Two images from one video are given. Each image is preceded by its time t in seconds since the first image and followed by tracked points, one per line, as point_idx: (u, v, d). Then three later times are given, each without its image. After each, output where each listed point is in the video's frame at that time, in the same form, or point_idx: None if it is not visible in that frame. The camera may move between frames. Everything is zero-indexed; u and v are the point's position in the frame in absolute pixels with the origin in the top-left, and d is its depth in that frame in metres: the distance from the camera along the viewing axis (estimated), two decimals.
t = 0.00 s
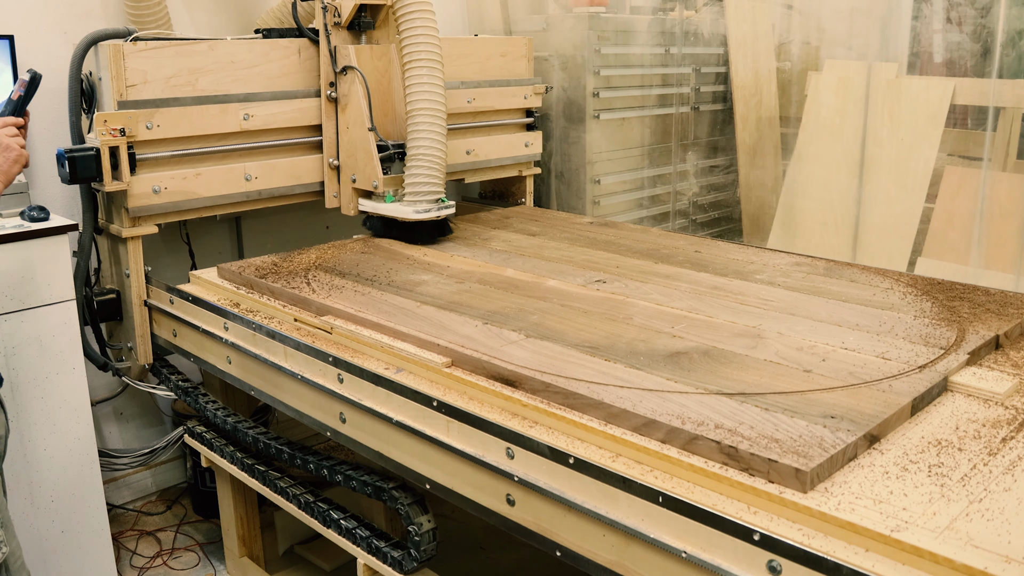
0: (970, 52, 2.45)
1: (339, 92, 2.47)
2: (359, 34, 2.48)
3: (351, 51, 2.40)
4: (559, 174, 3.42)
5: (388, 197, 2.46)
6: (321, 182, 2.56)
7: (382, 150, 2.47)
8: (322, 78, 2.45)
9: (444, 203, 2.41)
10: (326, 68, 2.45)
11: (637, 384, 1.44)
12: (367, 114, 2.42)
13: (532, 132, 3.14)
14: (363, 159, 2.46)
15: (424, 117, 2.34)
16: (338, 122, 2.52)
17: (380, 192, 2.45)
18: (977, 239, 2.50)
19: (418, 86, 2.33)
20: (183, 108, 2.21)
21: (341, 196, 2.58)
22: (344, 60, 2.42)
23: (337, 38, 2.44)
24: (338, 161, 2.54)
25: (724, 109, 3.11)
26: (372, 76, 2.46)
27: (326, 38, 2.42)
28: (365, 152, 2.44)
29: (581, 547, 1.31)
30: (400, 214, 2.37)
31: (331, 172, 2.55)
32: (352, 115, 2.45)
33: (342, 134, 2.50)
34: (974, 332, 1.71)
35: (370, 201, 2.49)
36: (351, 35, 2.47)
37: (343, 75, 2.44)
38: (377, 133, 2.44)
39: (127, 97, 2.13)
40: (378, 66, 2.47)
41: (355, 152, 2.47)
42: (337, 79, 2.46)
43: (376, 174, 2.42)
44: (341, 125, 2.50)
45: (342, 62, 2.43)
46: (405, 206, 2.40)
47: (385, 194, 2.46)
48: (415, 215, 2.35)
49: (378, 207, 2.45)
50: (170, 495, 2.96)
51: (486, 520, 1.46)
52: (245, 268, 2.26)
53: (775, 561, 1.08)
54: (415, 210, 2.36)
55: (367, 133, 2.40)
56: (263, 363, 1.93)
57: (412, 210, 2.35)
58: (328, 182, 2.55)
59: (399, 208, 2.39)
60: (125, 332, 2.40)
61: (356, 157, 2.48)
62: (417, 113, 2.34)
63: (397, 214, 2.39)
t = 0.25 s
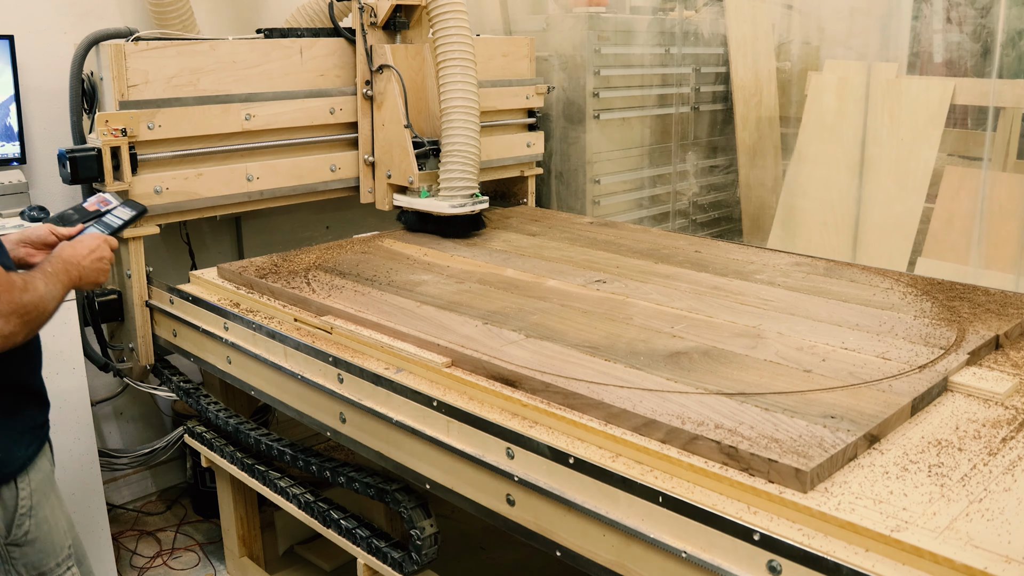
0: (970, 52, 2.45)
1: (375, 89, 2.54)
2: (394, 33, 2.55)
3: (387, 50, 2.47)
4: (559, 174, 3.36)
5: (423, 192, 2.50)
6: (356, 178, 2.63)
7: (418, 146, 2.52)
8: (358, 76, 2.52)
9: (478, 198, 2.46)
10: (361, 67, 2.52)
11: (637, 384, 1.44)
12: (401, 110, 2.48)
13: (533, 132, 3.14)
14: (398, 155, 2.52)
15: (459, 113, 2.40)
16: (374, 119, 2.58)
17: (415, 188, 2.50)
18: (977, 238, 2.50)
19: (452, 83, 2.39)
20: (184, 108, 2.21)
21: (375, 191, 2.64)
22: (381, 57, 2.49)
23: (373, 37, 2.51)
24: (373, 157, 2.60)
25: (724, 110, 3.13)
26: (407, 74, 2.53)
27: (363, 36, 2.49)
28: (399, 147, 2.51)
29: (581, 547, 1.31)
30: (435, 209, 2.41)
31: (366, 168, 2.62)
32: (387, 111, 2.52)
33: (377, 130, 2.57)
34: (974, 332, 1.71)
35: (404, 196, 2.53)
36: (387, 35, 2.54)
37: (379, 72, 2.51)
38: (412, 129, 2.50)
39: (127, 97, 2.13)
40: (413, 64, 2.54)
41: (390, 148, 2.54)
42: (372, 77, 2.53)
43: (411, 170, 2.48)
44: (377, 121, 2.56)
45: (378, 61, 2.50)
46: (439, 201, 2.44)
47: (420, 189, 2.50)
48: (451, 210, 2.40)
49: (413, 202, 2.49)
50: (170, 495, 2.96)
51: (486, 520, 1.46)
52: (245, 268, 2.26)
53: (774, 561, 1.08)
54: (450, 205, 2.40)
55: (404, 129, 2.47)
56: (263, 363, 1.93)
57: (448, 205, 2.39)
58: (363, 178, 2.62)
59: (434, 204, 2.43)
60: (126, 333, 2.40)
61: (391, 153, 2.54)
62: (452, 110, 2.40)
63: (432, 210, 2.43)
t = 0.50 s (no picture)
0: (970, 52, 2.45)
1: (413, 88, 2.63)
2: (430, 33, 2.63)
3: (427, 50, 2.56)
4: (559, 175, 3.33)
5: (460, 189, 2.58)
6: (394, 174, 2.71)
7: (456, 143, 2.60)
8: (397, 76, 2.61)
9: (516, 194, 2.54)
10: (400, 66, 2.60)
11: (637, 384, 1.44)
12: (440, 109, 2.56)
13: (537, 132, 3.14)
14: (437, 153, 2.60)
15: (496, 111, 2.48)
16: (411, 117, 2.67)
17: (454, 185, 2.58)
18: (977, 239, 2.50)
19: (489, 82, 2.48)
20: (190, 109, 2.21)
21: (413, 187, 2.73)
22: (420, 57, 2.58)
23: (411, 37, 2.60)
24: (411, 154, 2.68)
25: (724, 109, 3.12)
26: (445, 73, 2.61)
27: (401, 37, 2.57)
28: (438, 145, 2.59)
29: (581, 547, 1.31)
30: (474, 204, 2.49)
31: (404, 165, 2.70)
32: (426, 109, 2.60)
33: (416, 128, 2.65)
34: (974, 332, 1.71)
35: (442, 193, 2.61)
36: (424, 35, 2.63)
37: (417, 72, 2.60)
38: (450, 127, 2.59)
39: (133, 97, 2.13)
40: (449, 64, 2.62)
41: (429, 146, 2.62)
42: (410, 76, 2.61)
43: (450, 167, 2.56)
44: (415, 119, 2.65)
45: (417, 59, 2.58)
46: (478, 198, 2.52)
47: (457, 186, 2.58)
48: (490, 205, 2.47)
49: (451, 198, 2.57)
50: (169, 495, 2.96)
51: (486, 520, 1.46)
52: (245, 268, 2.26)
53: (775, 561, 1.08)
54: (490, 201, 2.48)
55: (443, 127, 2.55)
56: (263, 363, 1.93)
57: (487, 201, 2.46)
58: (401, 175, 2.70)
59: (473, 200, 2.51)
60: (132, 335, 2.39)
61: (430, 150, 2.62)
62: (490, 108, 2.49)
63: (471, 206, 2.51)
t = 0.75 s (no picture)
0: (970, 52, 2.45)
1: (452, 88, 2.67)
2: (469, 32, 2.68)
3: (468, 50, 2.60)
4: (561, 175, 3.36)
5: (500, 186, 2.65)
6: (432, 173, 2.77)
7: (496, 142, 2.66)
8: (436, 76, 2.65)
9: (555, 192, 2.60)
10: (439, 66, 2.64)
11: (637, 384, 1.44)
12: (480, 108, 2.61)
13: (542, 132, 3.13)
14: (476, 152, 2.65)
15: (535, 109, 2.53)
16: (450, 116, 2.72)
17: (493, 182, 2.65)
18: (977, 239, 2.50)
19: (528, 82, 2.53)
20: (200, 110, 2.22)
21: (451, 185, 2.78)
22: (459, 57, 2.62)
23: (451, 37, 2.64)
24: (450, 152, 2.74)
25: (724, 110, 3.12)
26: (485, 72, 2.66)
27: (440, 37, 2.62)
28: (478, 143, 2.64)
29: (581, 547, 1.31)
30: (515, 202, 2.56)
31: (442, 163, 2.76)
32: (465, 108, 2.65)
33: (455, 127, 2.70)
34: (974, 332, 1.71)
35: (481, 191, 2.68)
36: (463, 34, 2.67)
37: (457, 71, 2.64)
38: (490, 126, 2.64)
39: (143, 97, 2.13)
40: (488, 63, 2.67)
41: (469, 144, 2.68)
42: (450, 75, 2.65)
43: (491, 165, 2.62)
44: (454, 118, 2.70)
45: (457, 59, 2.62)
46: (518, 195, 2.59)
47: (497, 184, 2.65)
48: (531, 203, 2.54)
49: (491, 197, 2.64)
50: (169, 494, 2.96)
51: (486, 520, 1.46)
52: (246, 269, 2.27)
53: (775, 561, 1.08)
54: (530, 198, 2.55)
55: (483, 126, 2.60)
56: (263, 363, 1.93)
57: (528, 199, 2.54)
58: (439, 173, 2.76)
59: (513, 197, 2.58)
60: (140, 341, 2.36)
61: (470, 149, 2.68)
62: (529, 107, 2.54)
63: (511, 203, 2.57)
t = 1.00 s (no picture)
0: (970, 52, 2.45)
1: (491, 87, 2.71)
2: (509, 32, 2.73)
3: (507, 49, 2.64)
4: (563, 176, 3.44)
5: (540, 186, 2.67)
6: (471, 172, 2.81)
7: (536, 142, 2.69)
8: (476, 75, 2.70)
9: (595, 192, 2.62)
10: (479, 65, 2.69)
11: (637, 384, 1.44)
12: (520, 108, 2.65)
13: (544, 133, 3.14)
14: (516, 151, 2.69)
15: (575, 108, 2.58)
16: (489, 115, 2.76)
17: (533, 182, 2.66)
18: (977, 239, 2.50)
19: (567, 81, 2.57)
20: (215, 110, 2.19)
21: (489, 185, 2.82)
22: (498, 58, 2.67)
23: (491, 36, 2.69)
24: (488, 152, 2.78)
25: (724, 110, 3.10)
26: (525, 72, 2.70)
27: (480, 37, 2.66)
28: (518, 143, 2.68)
29: (581, 547, 1.31)
30: (556, 201, 2.57)
31: (481, 163, 2.80)
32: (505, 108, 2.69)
33: (494, 126, 2.74)
34: (974, 332, 1.71)
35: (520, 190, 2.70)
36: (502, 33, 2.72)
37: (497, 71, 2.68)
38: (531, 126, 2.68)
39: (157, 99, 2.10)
40: (527, 63, 2.70)
41: (508, 144, 2.71)
42: (490, 75, 2.70)
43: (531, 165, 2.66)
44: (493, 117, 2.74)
45: (497, 58, 2.67)
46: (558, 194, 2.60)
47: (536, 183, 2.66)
48: (573, 202, 2.55)
49: (530, 196, 2.65)
50: (169, 494, 2.96)
51: (486, 520, 1.46)
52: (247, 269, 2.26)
53: (775, 561, 1.08)
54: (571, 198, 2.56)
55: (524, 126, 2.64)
56: (263, 363, 1.93)
57: (570, 198, 2.54)
58: (478, 173, 2.80)
59: (553, 197, 2.59)
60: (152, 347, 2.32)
61: (510, 148, 2.71)
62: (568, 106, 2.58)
63: (552, 203, 2.58)
